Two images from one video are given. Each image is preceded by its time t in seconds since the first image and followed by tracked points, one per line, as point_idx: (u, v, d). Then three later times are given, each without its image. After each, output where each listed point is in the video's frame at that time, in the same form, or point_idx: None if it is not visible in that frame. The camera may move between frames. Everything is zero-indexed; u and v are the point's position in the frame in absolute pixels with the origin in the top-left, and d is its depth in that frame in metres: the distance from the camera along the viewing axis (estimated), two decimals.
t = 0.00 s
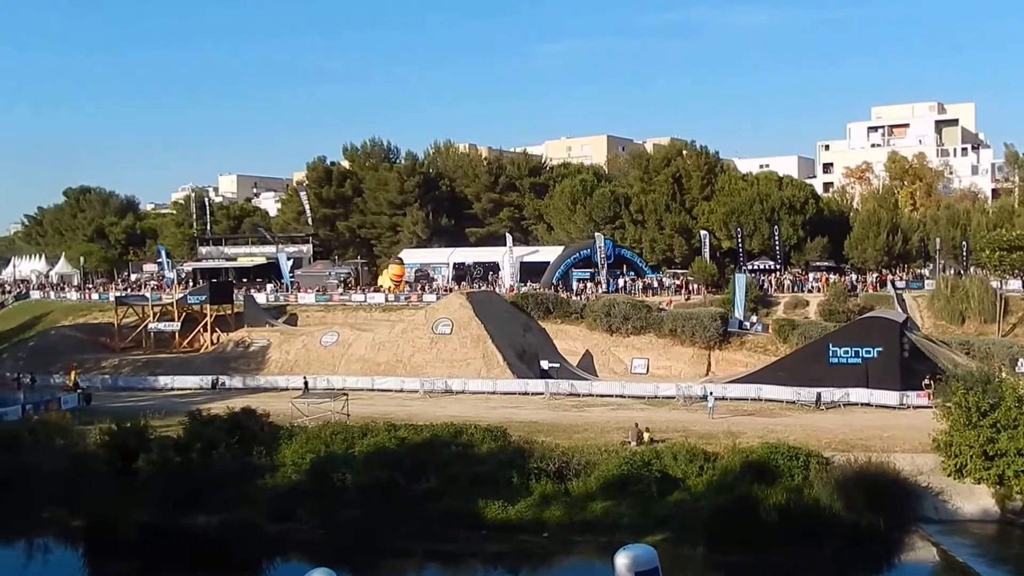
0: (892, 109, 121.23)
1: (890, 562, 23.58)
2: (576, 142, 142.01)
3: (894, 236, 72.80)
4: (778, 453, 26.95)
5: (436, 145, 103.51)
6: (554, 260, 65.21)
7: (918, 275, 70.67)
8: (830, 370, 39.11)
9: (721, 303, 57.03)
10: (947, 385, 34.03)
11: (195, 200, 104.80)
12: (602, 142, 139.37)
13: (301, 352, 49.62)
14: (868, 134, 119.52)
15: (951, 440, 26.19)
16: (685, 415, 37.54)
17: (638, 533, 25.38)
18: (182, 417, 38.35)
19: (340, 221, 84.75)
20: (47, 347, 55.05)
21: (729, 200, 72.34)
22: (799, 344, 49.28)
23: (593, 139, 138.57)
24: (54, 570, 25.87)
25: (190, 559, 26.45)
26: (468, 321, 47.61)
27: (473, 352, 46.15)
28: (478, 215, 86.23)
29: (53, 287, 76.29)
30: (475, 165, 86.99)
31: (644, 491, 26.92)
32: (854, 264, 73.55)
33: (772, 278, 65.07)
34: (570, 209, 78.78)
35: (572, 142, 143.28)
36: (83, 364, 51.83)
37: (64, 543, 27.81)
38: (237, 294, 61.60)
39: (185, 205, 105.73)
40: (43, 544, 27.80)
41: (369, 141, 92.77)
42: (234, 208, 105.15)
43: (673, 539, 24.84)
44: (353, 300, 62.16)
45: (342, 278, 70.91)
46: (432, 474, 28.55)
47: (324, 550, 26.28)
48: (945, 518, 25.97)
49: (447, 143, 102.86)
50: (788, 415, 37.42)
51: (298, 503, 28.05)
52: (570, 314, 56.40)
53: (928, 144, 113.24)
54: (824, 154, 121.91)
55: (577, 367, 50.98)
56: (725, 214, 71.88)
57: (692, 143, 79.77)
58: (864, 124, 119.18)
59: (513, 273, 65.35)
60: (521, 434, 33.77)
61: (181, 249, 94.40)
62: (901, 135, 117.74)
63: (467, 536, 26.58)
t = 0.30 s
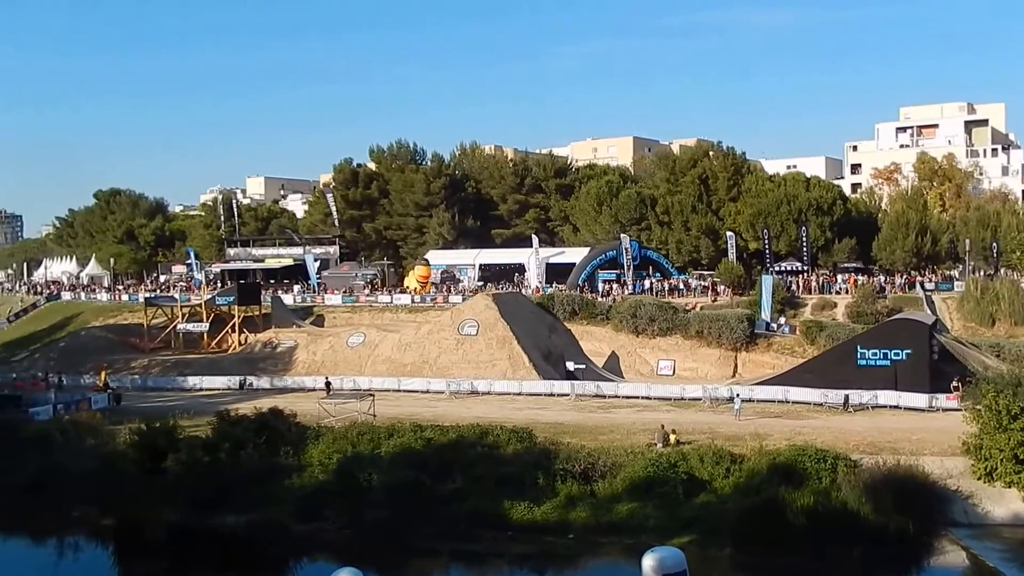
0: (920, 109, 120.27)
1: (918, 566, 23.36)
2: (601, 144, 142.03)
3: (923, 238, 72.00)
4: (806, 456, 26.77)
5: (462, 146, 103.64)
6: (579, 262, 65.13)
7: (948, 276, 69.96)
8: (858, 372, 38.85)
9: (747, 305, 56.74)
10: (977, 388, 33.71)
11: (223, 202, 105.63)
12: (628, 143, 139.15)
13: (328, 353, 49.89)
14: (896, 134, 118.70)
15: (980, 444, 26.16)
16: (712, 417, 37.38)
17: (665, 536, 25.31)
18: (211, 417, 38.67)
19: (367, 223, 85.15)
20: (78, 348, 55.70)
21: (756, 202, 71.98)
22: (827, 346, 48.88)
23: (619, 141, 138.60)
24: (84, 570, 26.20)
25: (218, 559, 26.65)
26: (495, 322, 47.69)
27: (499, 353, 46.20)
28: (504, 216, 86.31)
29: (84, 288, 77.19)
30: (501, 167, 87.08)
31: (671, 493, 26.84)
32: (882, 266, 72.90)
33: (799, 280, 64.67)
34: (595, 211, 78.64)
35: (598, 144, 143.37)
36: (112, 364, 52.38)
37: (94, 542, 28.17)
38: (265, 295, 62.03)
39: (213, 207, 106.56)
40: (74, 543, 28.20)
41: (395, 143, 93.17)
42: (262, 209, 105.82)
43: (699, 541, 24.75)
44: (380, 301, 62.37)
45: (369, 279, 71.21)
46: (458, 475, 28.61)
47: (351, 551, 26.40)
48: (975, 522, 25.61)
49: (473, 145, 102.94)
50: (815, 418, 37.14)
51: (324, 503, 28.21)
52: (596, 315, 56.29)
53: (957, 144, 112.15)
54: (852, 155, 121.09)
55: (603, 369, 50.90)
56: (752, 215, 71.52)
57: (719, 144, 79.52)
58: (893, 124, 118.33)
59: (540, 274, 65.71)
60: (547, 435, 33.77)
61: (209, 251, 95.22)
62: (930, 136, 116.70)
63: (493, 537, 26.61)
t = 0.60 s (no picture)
0: (949, 109, 119.15)
1: (948, 569, 23.10)
2: (627, 145, 141.84)
3: (952, 239, 71.28)
4: (833, 458, 26.61)
5: (488, 147, 103.71)
6: (605, 263, 65.02)
7: (978, 278, 69.22)
8: (886, 374, 38.58)
9: (775, 306, 56.42)
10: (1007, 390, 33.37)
11: (251, 203, 106.38)
12: (654, 143, 138.85)
13: (355, 354, 50.13)
14: (925, 135, 117.77)
15: (1009, 446, 25.99)
16: (738, 419, 37.22)
17: (691, 538, 25.25)
18: (238, 417, 38.95)
19: (393, 224, 85.50)
20: (108, 348, 56.26)
21: (783, 203, 71.65)
22: (855, 348, 48.49)
23: (645, 142, 138.39)
24: (114, 569, 26.47)
25: (245, 559, 26.83)
26: (520, 323, 47.75)
27: (525, 355, 46.23)
28: (530, 217, 86.30)
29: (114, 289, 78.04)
30: (527, 169, 87.12)
31: (697, 495, 26.75)
32: (911, 268, 72.31)
33: (827, 281, 64.24)
34: (622, 212, 78.44)
35: (624, 145, 143.19)
36: (142, 365, 52.87)
37: (124, 540, 28.48)
38: (292, 296, 62.40)
39: (241, 209, 107.32)
40: (104, 541, 28.53)
41: (421, 145, 93.51)
42: (289, 211, 106.48)
43: (726, 544, 24.66)
44: (406, 303, 62.51)
45: (395, 280, 71.45)
46: (483, 476, 28.68)
47: (377, 551, 26.51)
48: (1005, 525, 25.32)
49: (498, 146, 102.95)
50: (843, 420, 36.88)
51: (351, 502, 28.37)
52: (622, 316, 56.12)
53: (987, 144, 111.00)
54: (880, 155, 120.20)
55: (629, 370, 50.77)
56: (779, 216, 71.15)
57: (745, 145, 79.19)
58: (921, 125, 117.41)
59: (566, 275, 65.54)
60: (573, 437, 33.76)
61: (237, 252, 95.85)
62: (960, 136, 115.50)
63: (519, 538, 26.66)
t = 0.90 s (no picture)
0: (980, 109, 117.98)
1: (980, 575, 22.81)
2: (653, 146, 141.62)
3: (983, 241, 70.32)
4: (861, 461, 26.43)
5: (514, 148, 103.75)
6: (631, 264, 64.87)
7: (1009, 279, 68.45)
8: (915, 377, 38.24)
9: (802, 307, 56.01)
10: None
11: (278, 205, 107.09)
12: (680, 144, 138.49)
13: (381, 355, 50.35)
14: (955, 135, 116.72)
15: None
16: (765, 421, 37.05)
17: (718, 540, 25.18)
18: (266, 417, 39.23)
19: (419, 225, 85.81)
20: (137, 349, 56.83)
21: (810, 204, 71.26)
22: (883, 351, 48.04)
23: (672, 143, 138.10)
24: (144, 567, 26.78)
25: (272, 558, 27.03)
26: (546, 324, 47.76)
27: (551, 356, 46.24)
28: (556, 219, 86.09)
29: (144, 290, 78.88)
30: (552, 170, 87.08)
31: (723, 497, 26.67)
32: (941, 269, 71.74)
33: (855, 283, 63.83)
34: (648, 213, 78.23)
35: (651, 146, 142.95)
36: (171, 365, 53.38)
37: (154, 539, 28.82)
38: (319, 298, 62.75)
39: (268, 211, 108.05)
40: (134, 540, 28.89)
41: (447, 146, 93.78)
42: (315, 213, 107.14)
43: (752, 547, 24.55)
44: (432, 304, 62.68)
45: (421, 281, 71.69)
46: (509, 477, 28.72)
47: (404, 551, 26.64)
48: None
49: (524, 147, 102.97)
50: (871, 423, 36.61)
51: (378, 503, 28.52)
52: (649, 318, 55.96)
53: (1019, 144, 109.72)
54: (910, 156, 119.23)
55: (655, 372, 50.68)
56: (807, 217, 70.76)
57: (773, 146, 78.74)
58: (951, 125, 116.42)
59: (592, 276, 65.52)
60: (599, 438, 33.74)
61: (265, 254, 96.52)
62: (990, 137, 114.23)
63: (544, 540, 26.69)
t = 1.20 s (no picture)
0: (1012, 109, 116.72)
1: None
2: (680, 147, 141.29)
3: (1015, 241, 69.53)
4: (889, 465, 26.26)
5: (540, 150, 103.76)
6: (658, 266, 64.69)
7: None
8: (945, 379, 37.85)
9: (830, 309, 55.57)
10: None
11: (306, 207, 107.69)
12: (707, 145, 138.03)
13: (408, 356, 50.52)
14: (985, 135, 115.62)
15: None
16: (793, 424, 36.84)
17: (745, 543, 25.08)
18: (293, 418, 39.47)
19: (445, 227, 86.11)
20: (167, 350, 57.37)
21: (838, 205, 70.80)
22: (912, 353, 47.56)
23: (699, 144, 137.66)
24: (172, 566, 27.01)
25: (299, 557, 27.18)
26: (572, 326, 47.75)
27: (577, 358, 46.22)
28: (582, 220, 85.89)
29: (173, 292, 79.65)
30: (578, 171, 86.90)
31: (751, 500, 26.56)
32: (972, 270, 71.05)
33: (883, 285, 63.37)
34: (674, 215, 77.99)
35: (677, 147, 142.62)
36: (199, 366, 53.85)
37: (183, 537, 29.10)
38: (345, 299, 63.08)
39: (295, 212, 108.65)
40: (164, 538, 29.18)
41: (473, 148, 93.97)
42: (342, 215, 107.76)
43: (779, 550, 24.43)
44: (458, 305, 62.82)
45: (447, 283, 71.86)
46: (535, 479, 28.74)
47: (430, 550, 26.71)
48: None
49: (551, 148, 102.98)
50: (900, 426, 36.30)
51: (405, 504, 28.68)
52: (675, 319, 55.78)
53: None
54: (940, 157, 118.14)
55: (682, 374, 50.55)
56: (835, 218, 70.31)
57: (801, 147, 78.27)
58: (982, 125, 115.32)
59: (618, 278, 65.37)
60: (625, 440, 33.70)
61: (292, 256, 97.13)
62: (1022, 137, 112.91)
63: (570, 542, 26.69)
